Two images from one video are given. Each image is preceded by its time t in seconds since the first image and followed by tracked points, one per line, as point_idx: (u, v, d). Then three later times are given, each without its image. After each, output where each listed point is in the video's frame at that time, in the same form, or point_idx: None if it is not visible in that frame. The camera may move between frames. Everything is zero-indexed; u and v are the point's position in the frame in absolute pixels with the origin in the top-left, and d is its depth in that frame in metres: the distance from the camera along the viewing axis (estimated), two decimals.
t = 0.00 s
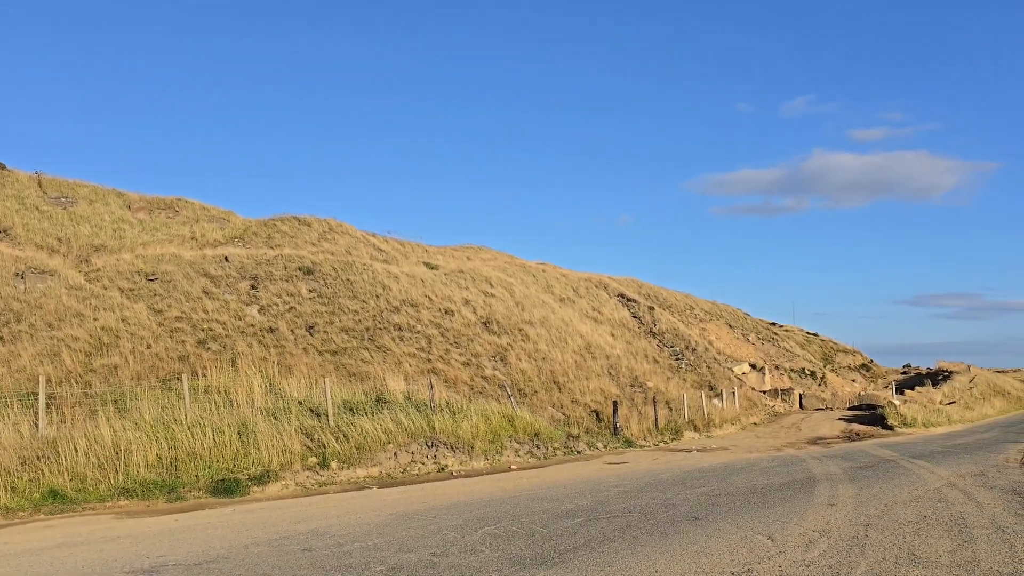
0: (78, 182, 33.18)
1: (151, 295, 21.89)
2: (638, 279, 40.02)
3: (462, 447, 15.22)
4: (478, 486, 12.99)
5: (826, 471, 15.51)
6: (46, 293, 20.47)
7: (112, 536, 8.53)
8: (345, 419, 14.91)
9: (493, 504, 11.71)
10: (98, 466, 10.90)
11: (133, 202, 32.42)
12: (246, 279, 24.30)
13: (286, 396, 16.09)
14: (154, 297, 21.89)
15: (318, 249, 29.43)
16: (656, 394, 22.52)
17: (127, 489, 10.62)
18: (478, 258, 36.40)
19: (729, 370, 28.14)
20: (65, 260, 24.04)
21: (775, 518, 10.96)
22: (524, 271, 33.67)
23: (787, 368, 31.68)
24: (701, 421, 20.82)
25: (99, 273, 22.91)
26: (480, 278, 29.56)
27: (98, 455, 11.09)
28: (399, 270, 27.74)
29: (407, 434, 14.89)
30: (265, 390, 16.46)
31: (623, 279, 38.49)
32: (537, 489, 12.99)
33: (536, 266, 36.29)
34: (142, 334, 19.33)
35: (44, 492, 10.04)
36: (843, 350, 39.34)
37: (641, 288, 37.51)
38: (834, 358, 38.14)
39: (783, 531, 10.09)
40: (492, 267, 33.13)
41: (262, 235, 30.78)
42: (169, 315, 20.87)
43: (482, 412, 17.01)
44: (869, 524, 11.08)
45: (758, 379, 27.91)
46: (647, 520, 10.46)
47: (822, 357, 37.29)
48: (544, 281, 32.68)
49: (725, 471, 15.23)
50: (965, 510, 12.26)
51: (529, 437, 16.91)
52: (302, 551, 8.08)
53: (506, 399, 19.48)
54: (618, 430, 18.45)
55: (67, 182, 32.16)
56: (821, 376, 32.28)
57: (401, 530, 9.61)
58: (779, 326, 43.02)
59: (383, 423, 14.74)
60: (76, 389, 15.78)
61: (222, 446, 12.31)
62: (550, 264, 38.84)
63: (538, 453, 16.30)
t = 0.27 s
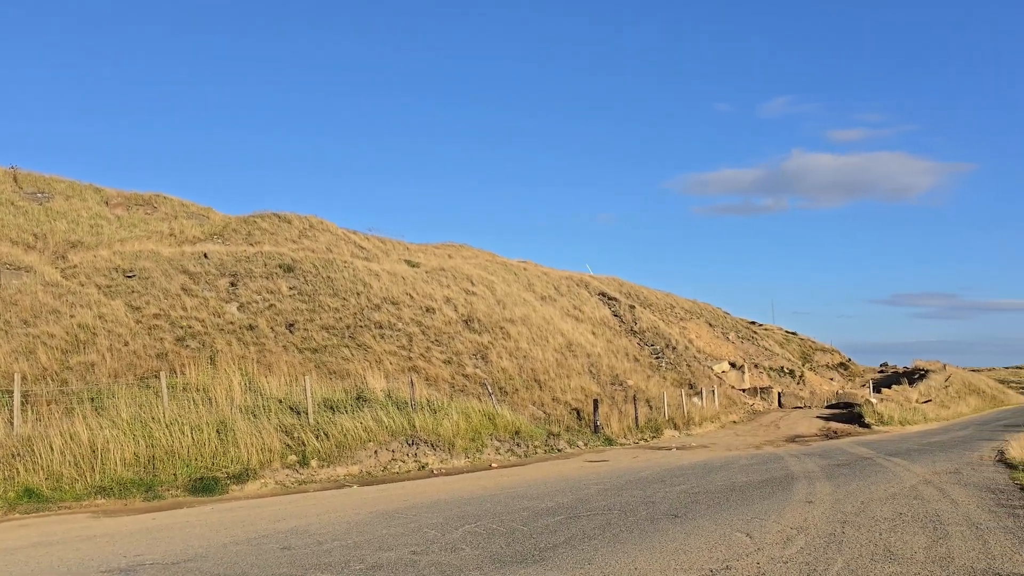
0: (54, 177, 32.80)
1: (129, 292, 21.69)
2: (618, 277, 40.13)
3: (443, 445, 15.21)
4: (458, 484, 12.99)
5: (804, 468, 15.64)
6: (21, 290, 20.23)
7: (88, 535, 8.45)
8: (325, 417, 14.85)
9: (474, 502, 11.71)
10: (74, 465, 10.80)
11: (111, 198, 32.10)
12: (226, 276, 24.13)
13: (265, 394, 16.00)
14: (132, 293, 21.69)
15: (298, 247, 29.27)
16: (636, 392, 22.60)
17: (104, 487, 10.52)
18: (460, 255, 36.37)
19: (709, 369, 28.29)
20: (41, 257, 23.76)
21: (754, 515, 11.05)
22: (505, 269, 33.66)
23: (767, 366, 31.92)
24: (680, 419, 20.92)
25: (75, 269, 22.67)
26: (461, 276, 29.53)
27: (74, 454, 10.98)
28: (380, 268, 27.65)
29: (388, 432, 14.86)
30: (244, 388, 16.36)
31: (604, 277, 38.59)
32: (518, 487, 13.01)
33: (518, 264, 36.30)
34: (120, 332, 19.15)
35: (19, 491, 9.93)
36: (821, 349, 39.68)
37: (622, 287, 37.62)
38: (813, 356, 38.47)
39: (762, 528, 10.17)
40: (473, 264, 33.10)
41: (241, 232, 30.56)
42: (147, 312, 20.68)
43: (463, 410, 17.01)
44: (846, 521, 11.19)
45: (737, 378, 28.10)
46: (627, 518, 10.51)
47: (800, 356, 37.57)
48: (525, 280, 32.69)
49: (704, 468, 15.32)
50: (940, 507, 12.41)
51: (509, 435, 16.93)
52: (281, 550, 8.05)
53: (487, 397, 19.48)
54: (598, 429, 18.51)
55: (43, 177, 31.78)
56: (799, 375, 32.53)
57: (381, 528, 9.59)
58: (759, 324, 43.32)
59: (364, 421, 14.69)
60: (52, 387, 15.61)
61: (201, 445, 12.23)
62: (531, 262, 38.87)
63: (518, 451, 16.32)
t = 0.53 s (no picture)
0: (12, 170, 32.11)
1: (90, 287, 21.31)
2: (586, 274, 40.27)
3: (410, 441, 15.19)
4: (425, 481, 12.98)
5: (767, 464, 15.85)
6: None
7: (45, 534, 8.30)
8: (291, 413, 14.74)
9: (440, 498, 11.72)
10: (33, 463, 10.60)
11: (71, 192, 31.53)
12: (190, 272, 23.82)
13: (230, 391, 15.84)
14: (93, 289, 21.31)
15: (264, 242, 28.98)
16: (603, 389, 22.74)
17: (63, 486, 10.35)
18: (427, 252, 36.26)
19: (675, 365, 28.53)
20: None
21: (718, 510, 11.17)
22: (473, 265, 33.63)
23: (732, 363, 32.27)
24: (647, 415, 21.09)
25: (34, 264, 22.22)
26: (429, 272, 29.44)
27: (33, 452, 10.78)
28: (347, 264, 27.48)
29: (354, 428, 14.78)
30: (208, 385, 16.18)
31: (572, 275, 38.71)
32: (485, 483, 13.03)
33: (486, 260, 36.28)
34: (80, 328, 18.82)
35: None
36: (785, 346, 40.22)
37: (589, 284, 37.78)
38: (777, 353, 38.98)
39: (725, 523, 10.29)
40: (441, 261, 33.01)
41: (206, 227, 30.19)
42: (109, 308, 20.34)
43: (430, 406, 17.00)
44: (807, 515, 11.36)
45: (703, 374, 28.39)
46: (592, 513, 10.57)
47: (765, 353, 38.02)
48: (493, 276, 32.68)
49: (669, 464, 15.45)
50: (899, 501, 12.65)
51: (476, 431, 16.95)
52: (244, 548, 7.98)
53: (454, 394, 19.48)
54: (565, 425, 18.60)
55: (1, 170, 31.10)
56: (764, 372, 32.95)
57: (346, 525, 9.54)
58: (724, 322, 43.77)
59: (330, 418, 14.60)
60: (9, 384, 15.30)
61: (164, 442, 12.08)
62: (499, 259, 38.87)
63: (485, 447, 16.34)
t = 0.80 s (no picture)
0: None
1: (37, 281, 20.79)
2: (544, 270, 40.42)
3: (366, 436, 15.12)
4: (382, 476, 12.94)
5: (721, 457, 16.10)
6: None
7: None
8: (245, 409, 14.58)
9: (396, 493, 11.70)
10: None
11: (17, 183, 30.71)
12: (141, 265, 23.36)
13: (182, 386, 15.60)
14: (41, 282, 20.80)
15: (218, 235, 28.55)
16: (561, 383, 22.87)
17: (9, 484, 10.11)
18: (385, 246, 36.06)
19: (631, 360, 28.80)
20: None
21: (672, 503, 11.32)
22: (431, 260, 33.53)
23: (687, 357, 32.67)
24: (604, 409, 21.27)
25: None
26: (386, 267, 29.29)
27: None
28: (303, 258, 27.20)
29: (310, 424, 14.67)
30: (160, 380, 15.91)
31: (530, 270, 38.82)
32: (442, 478, 13.05)
33: (444, 255, 36.20)
34: (27, 322, 18.35)
35: None
36: (739, 340, 40.82)
37: (547, 279, 37.92)
38: (731, 348, 39.55)
39: (679, 515, 10.45)
40: (399, 255, 32.86)
41: (158, 219, 29.63)
42: (57, 302, 19.87)
43: (387, 401, 16.94)
44: (759, 507, 11.58)
45: (659, 369, 28.71)
46: (549, 507, 10.65)
47: (720, 347, 38.57)
48: (451, 271, 32.62)
49: (625, 458, 15.62)
50: (848, 492, 12.95)
51: (434, 426, 16.94)
52: (197, 545, 7.88)
53: (411, 388, 19.43)
54: (522, 419, 18.68)
55: None
56: (719, 366, 33.43)
57: (301, 521, 9.48)
58: (680, 317, 44.26)
59: (285, 413, 14.48)
60: None
61: (114, 438, 11.86)
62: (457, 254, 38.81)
63: (443, 442, 16.34)
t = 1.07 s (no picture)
0: None
1: None
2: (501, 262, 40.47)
3: (321, 429, 15.01)
4: (337, 468, 12.87)
5: (674, 447, 16.33)
6: None
7: None
8: (197, 402, 14.36)
9: (352, 486, 11.65)
10: None
11: None
12: (89, 255, 22.82)
13: (132, 379, 15.29)
14: None
15: (169, 226, 28.01)
16: (517, 375, 22.96)
17: None
18: (341, 238, 35.76)
19: (587, 352, 29.01)
20: None
21: (626, 493, 11.47)
22: (387, 252, 33.33)
23: (642, 349, 33.01)
24: (559, 401, 21.41)
25: None
26: (342, 258, 29.04)
27: None
28: (257, 249, 26.83)
29: (263, 417, 14.51)
30: (109, 373, 15.58)
31: (487, 262, 38.83)
32: (397, 470, 13.02)
33: (401, 247, 36.02)
34: None
35: None
36: (693, 333, 41.35)
37: (504, 271, 37.98)
38: (685, 340, 40.07)
39: (633, 505, 10.58)
40: (355, 247, 32.61)
41: (107, 209, 28.97)
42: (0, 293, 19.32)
43: (343, 394, 16.83)
44: (711, 496, 11.78)
45: (614, 361, 28.97)
46: (504, 498, 10.70)
47: (674, 339, 39.04)
48: (408, 263, 32.47)
49: (581, 448, 15.75)
50: (797, 481, 13.25)
51: (390, 418, 16.88)
52: (146, 540, 7.76)
53: (367, 381, 19.32)
54: (479, 411, 18.71)
55: None
56: (673, 358, 33.84)
57: (254, 514, 9.39)
58: (635, 309, 44.67)
59: (238, 406, 14.29)
60: None
61: (60, 432, 11.60)
62: (414, 246, 38.65)
63: (399, 434, 16.29)
